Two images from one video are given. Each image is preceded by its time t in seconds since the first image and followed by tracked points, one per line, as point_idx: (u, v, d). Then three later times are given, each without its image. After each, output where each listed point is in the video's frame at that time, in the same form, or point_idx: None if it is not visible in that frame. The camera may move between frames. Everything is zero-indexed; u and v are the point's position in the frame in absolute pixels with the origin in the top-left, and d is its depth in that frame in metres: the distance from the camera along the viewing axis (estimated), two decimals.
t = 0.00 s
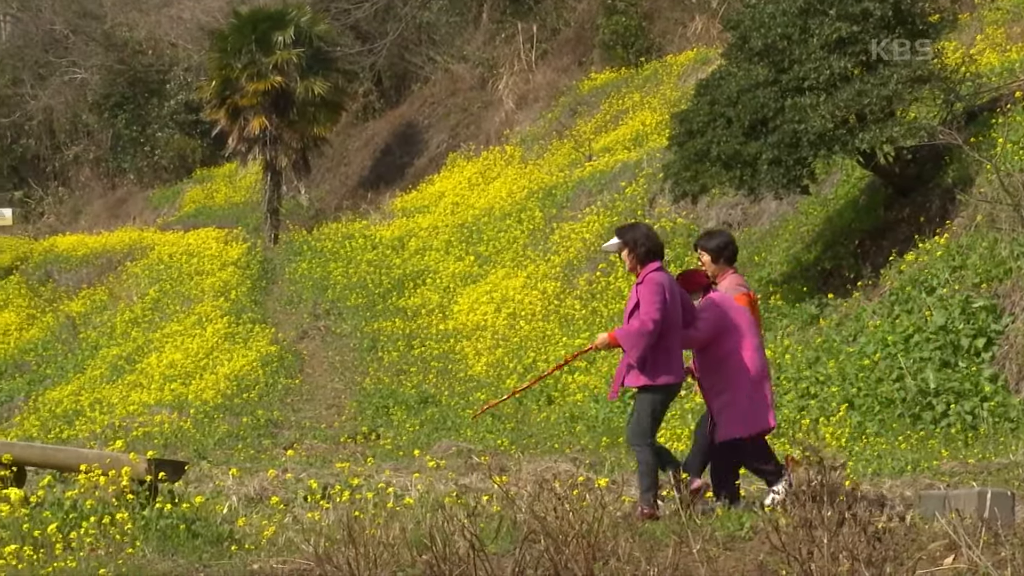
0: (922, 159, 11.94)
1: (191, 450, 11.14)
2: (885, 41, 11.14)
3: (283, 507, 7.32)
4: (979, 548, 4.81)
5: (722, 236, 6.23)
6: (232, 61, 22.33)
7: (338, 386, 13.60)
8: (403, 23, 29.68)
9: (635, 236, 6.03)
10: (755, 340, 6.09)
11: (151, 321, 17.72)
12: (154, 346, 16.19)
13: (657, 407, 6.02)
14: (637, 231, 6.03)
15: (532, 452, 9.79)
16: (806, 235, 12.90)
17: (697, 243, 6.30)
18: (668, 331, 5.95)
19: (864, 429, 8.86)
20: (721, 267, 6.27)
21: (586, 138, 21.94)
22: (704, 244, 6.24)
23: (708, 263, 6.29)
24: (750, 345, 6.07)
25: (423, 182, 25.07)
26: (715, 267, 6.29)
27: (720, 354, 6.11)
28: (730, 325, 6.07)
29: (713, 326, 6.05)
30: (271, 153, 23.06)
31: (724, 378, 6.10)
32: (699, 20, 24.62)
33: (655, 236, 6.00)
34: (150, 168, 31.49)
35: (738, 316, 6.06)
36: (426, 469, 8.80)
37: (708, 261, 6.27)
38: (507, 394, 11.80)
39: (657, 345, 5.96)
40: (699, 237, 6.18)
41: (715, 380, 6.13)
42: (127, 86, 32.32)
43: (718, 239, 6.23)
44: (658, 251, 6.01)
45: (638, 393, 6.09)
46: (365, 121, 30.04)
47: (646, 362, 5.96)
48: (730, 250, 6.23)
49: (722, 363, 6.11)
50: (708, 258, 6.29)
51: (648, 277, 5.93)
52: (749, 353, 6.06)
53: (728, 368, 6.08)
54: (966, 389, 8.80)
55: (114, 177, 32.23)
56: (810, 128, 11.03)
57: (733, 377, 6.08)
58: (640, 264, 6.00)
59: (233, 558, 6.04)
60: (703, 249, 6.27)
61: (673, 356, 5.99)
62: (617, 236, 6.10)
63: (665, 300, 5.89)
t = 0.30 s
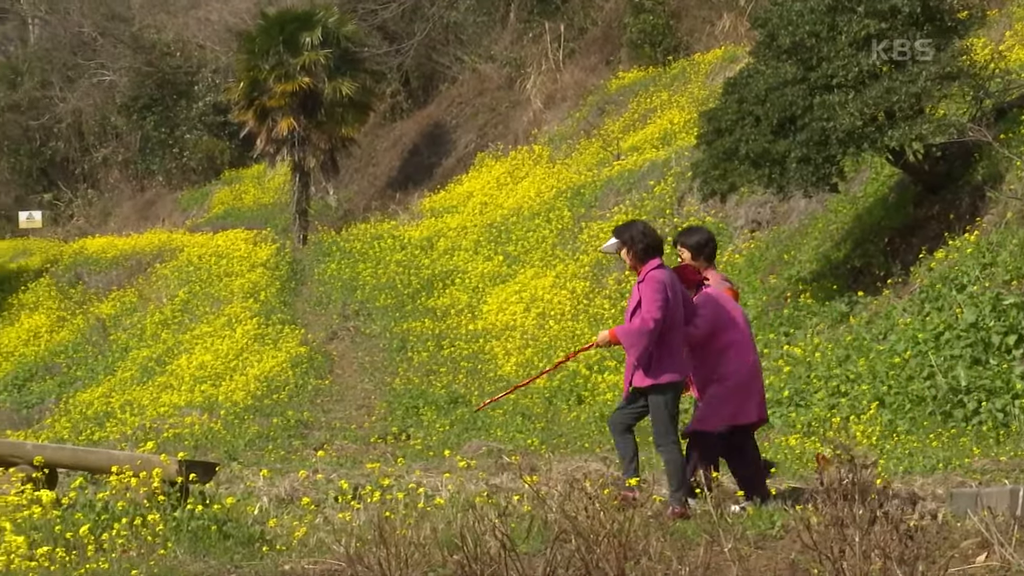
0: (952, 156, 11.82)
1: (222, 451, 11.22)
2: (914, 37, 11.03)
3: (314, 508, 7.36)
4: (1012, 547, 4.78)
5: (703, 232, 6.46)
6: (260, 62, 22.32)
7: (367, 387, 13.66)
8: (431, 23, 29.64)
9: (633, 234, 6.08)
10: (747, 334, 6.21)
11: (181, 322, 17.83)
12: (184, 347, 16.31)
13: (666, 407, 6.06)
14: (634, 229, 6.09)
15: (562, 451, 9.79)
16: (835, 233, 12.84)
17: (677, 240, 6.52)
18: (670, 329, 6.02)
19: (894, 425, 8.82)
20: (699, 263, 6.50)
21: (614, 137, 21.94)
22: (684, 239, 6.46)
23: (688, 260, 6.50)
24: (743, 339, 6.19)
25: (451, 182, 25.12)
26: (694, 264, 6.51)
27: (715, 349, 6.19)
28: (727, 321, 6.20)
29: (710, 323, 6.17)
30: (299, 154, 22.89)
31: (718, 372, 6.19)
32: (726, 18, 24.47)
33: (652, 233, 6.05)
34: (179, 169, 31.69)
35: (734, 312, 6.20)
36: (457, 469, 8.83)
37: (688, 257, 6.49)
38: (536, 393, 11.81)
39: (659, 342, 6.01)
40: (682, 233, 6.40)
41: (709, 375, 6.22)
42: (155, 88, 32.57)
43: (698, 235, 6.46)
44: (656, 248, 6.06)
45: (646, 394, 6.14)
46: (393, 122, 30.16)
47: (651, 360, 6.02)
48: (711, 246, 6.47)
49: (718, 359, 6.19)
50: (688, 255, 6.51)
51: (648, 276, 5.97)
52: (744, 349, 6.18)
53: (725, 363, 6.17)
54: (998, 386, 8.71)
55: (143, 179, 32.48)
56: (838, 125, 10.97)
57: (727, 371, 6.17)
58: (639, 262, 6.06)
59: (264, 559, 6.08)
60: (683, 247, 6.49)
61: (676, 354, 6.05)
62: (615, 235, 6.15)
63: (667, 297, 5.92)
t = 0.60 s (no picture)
0: (992, 152, 11.73)
1: (261, 446, 11.31)
2: (954, 34, 10.90)
3: (353, 504, 7.41)
4: None
5: (706, 227, 6.40)
6: (298, 59, 22.46)
7: (406, 383, 13.73)
8: (469, 20, 29.69)
9: (631, 237, 6.28)
10: (741, 336, 6.28)
11: (219, 319, 17.96)
12: (223, 343, 16.45)
13: (668, 409, 6.22)
14: (631, 233, 6.30)
15: (600, 447, 9.79)
16: (874, 230, 12.74)
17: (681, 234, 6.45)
18: (665, 332, 6.16)
19: (933, 422, 8.76)
20: (703, 258, 6.46)
21: (652, 133, 21.91)
22: (688, 234, 6.40)
23: (691, 255, 6.47)
24: (737, 340, 6.26)
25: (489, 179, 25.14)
26: (697, 259, 6.46)
27: (711, 350, 6.29)
28: (723, 323, 6.26)
29: (707, 324, 6.24)
30: (338, 151, 23.13)
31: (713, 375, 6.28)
32: (766, 14, 24.63)
33: (648, 236, 6.27)
34: (218, 166, 31.91)
35: (730, 314, 6.26)
36: (495, 465, 8.86)
37: (692, 252, 6.45)
38: (574, 389, 11.82)
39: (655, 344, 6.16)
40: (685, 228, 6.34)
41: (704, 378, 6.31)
42: (194, 85, 32.80)
43: (702, 230, 6.40)
44: (652, 253, 6.29)
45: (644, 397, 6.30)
46: (431, 119, 30.11)
47: (646, 363, 6.18)
48: (714, 242, 6.41)
49: (714, 361, 6.29)
50: (692, 249, 6.47)
51: (645, 278, 6.16)
52: (740, 352, 6.27)
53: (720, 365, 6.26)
54: None
55: (181, 176, 32.74)
56: (877, 122, 10.88)
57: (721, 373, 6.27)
58: (635, 265, 6.26)
59: (303, 555, 6.13)
60: (686, 240, 6.44)
61: (671, 356, 6.21)
62: (612, 239, 6.32)
63: (663, 300, 6.10)
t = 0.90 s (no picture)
0: None
1: (294, 446, 11.37)
2: (989, 33, 10.64)
3: (386, 504, 7.44)
4: None
5: (694, 231, 6.56)
6: (332, 58, 22.61)
7: (439, 382, 13.78)
8: (502, 19, 29.71)
9: (615, 238, 6.42)
10: (737, 332, 6.35)
11: (252, 319, 18.08)
12: (256, 343, 16.55)
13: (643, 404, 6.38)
14: (614, 234, 6.43)
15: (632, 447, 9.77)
16: (907, 231, 12.66)
17: (670, 238, 6.64)
18: (652, 330, 6.32)
19: (968, 422, 8.71)
20: (692, 260, 6.63)
21: (686, 133, 21.87)
22: (677, 238, 6.57)
23: (680, 256, 6.62)
24: (732, 337, 6.35)
25: (522, 178, 25.13)
26: (686, 261, 6.63)
27: (707, 349, 6.40)
28: (716, 321, 6.37)
29: (699, 324, 6.37)
30: (372, 150, 23.25)
31: (714, 374, 6.39)
32: (800, 14, 24.91)
33: (632, 237, 6.40)
34: (252, 166, 32.10)
35: (723, 311, 6.36)
36: (528, 465, 8.87)
37: (680, 254, 6.60)
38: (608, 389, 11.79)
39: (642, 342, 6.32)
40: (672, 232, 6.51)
41: (706, 377, 6.42)
42: (227, 85, 33.03)
43: (691, 233, 6.56)
44: (637, 253, 6.43)
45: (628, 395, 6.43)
46: (465, 118, 30.09)
47: (634, 361, 6.32)
48: (704, 243, 6.57)
49: (710, 360, 6.40)
50: (680, 251, 6.61)
51: (629, 277, 6.31)
52: (739, 347, 6.35)
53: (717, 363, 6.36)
54: None
55: (215, 175, 32.93)
56: (912, 121, 10.84)
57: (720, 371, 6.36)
58: (620, 265, 6.40)
59: (336, 555, 6.18)
60: (675, 244, 6.60)
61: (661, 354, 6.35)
62: (596, 242, 6.46)
63: (648, 297, 6.27)
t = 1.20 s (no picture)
0: None
1: (328, 442, 11.44)
2: None
3: (421, 501, 7.47)
4: None
5: (699, 228, 6.44)
6: (366, 55, 22.63)
7: (473, 380, 13.83)
8: (537, 16, 29.62)
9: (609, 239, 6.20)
10: (728, 334, 6.30)
11: (286, 315, 18.22)
12: (291, 339, 16.66)
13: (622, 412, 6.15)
14: (609, 236, 6.21)
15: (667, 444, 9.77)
16: (942, 229, 12.56)
17: (673, 234, 6.53)
18: (635, 335, 6.12)
19: (1004, 421, 8.65)
20: (695, 258, 6.52)
21: (721, 130, 21.80)
22: (681, 233, 6.46)
23: (681, 253, 6.51)
24: (723, 339, 6.30)
25: (556, 176, 25.11)
26: (689, 258, 6.53)
27: (698, 351, 6.35)
28: (707, 325, 6.30)
29: (689, 327, 6.27)
30: (406, 148, 23.19)
31: (704, 378, 6.35)
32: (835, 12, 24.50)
33: (626, 240, 6.17)
34: (286, 163, 32.30)
35: (714, 315, 6.27)
36: (562, 463, 8.87)
37: (682, 250, 6.49)
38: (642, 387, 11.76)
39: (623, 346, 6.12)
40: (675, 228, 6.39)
41: (697, 381, 6.37)
42: (262, 82, 33.27)
43: (695, 230, 6.44)
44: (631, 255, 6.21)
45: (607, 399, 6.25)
46: (499, 116, 30.09)
47: (613, 366, 6.12)
48: (705, 241, 6.46)
49: (701, 363, 6.35)
50: (682, 248, 6.51)
51: (616, 282, 6.10)
52: (729, 351, 6.30)
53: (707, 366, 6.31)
54: None
55: (249, 172, 33.12)
56: (948, 119, 10.65)
57: (711, 374, 6.32)
58: (611, 267, 6.19)
59: (370, 552, 6.22)
60: (677, 240, 6.49)
61: (641, 361, 6.14)
62: (590, 241, 6.26)
63: (633, 304, 6.05)
